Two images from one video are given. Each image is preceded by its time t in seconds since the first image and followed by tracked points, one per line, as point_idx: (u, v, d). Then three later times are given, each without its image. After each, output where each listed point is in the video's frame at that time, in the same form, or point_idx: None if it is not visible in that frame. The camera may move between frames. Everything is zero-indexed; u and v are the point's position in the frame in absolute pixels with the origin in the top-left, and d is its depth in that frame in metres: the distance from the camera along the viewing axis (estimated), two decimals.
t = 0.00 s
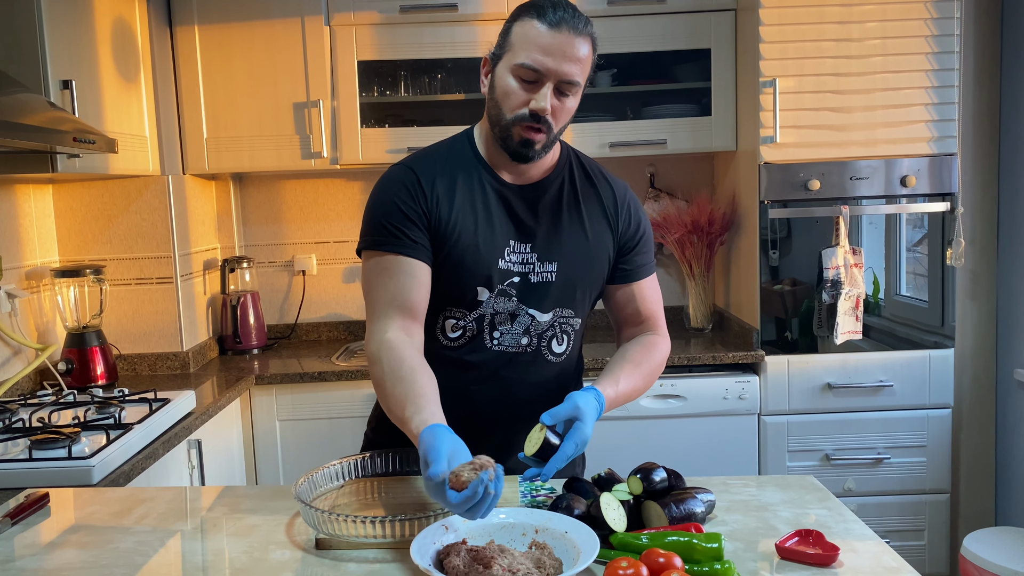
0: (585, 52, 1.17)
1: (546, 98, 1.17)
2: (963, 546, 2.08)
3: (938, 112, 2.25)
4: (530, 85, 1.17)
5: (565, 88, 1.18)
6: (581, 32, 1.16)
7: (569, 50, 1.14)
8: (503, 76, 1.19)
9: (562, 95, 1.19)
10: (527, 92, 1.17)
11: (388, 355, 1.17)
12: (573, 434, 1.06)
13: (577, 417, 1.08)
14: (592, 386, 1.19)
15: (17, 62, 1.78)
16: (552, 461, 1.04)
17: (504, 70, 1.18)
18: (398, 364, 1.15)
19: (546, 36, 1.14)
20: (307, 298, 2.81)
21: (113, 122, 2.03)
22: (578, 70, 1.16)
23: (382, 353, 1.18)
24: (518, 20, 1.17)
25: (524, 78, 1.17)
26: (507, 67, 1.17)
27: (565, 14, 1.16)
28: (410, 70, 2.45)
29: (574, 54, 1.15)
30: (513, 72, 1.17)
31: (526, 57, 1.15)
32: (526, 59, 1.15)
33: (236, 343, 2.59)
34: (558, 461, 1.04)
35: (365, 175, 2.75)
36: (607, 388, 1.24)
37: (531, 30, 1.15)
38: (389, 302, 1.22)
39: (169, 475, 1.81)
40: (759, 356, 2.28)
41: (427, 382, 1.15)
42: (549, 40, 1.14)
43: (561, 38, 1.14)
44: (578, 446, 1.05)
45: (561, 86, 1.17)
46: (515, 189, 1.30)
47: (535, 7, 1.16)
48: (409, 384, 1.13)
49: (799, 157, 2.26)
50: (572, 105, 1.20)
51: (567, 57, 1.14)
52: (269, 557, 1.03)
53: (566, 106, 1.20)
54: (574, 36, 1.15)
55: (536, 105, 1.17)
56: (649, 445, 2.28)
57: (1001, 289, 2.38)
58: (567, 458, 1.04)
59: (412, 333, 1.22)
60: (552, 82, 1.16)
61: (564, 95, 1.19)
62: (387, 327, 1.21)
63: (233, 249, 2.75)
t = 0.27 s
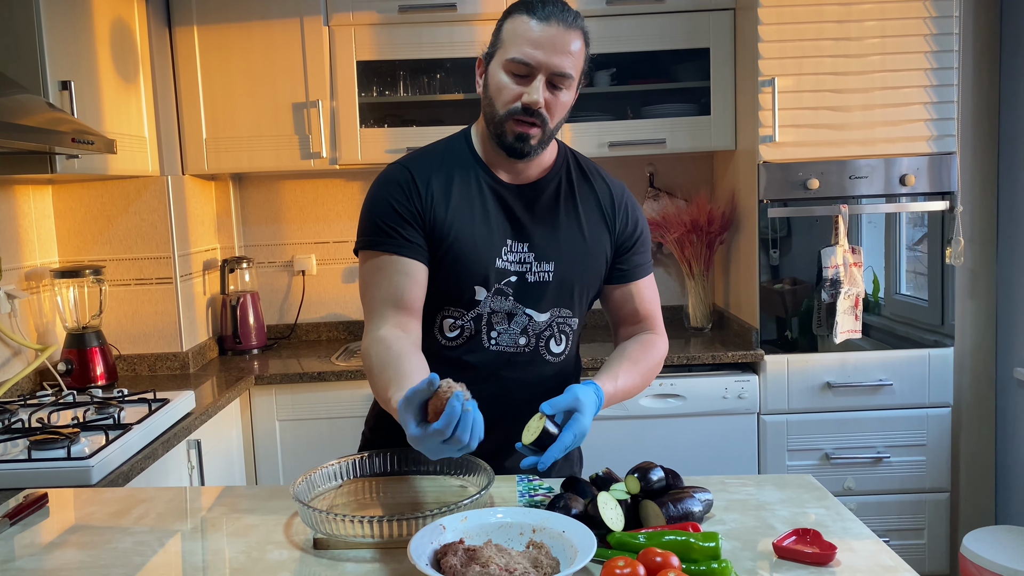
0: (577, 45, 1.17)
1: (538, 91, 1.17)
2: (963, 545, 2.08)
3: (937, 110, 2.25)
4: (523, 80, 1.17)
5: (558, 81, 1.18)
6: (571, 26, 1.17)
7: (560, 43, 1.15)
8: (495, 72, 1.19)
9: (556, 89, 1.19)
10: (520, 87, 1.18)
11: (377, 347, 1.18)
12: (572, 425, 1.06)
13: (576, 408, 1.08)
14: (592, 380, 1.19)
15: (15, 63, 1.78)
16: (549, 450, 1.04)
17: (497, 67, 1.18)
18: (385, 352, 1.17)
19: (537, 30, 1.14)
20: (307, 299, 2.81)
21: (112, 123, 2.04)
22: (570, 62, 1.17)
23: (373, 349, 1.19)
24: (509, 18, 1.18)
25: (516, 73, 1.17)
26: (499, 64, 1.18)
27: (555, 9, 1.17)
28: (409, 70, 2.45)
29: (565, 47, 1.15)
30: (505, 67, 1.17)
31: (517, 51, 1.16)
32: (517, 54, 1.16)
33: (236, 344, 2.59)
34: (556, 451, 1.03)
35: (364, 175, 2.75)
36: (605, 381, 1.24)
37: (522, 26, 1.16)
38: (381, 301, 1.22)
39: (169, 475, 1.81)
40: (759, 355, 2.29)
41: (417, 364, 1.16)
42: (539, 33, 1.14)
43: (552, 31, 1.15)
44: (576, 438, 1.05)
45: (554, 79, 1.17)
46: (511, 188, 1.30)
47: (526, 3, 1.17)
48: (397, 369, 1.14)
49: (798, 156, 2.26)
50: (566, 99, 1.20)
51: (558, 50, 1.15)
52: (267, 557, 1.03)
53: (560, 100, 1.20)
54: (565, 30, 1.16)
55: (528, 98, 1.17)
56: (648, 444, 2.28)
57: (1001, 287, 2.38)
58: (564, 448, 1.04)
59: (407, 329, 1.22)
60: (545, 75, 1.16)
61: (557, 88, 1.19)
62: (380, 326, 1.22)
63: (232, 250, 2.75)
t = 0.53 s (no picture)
0: (565, 45, 1.17)
1: (527, 92, 1.17)
2: (962, 545, 2.08)
3: (936, 110, 2.25)
4: (512, 82, 1.18)
5: (547, 81, 1.18)
6: (558, 26, 1.17)
7: (547, 44, 1.15)
8: (484, 75, 1.19)
9: (545, 89, 1.19)
10: (509, 89, 1.18)
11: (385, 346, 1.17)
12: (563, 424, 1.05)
13: (569, 408, 1.08)
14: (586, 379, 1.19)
15: (14, 64, 1.79)
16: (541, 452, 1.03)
17: (485, 69, 1.19)
18: (393, 352, 1.16)
19: (523, 32, 1.15)
20: (307, 299, 2.82)
21: (112, 124, 2.04)
22: (559, 63, 1.17)
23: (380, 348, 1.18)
24: (496, 20, 1.18)
25: (504, 75, 1.17)
26: (487, 66, 1.18)
27: (542, 9, 1.17)
28: (408, 71, 2.45)
29: (553, 47, 1.15)
30: (494, 70, 1.18)
31: (505, 54, 1.16)
32: (505, 56, 1.16)
33: (235, 344, 2.59)
34: (548, 450, 1.03)
35: (364, 176, 2.75)
36: (600, 380, 1.24)
37: (508, 28, 1.16)
38: (384, 299, 1.22)
39: (168, 476, 1.81)
40: (758, 355, 2.29)
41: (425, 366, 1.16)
42: (526, 35, 1.14)
43: (539, 32, 1.15)
44: (570, 437, 1.05)
45: (543, 79, 1.17)
46: (506, 188, 1.31)
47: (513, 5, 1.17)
48: (405, 370, 1.13)
49: (797, 156, 2.26)
50: (557, 99, 1.21)
51: (545, 51, 1.15)
52: (265, 558, 1.03)
53: (551, 100, 1.20)
54: (552, 30, 1.16)
55: (518, 100, 1.17)
56: (648, 444, 2.28)
57: (1000, 287, 2.38)
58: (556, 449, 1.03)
59: (412, 326, 1.22)
60: (533, 77, 1.17)
61: (547, 89, 1.19)
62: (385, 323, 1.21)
63: (232, 250, 2.75)
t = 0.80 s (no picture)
0: (565, 50, 1.17)
1: (528, 97, 1.17)
2: (963, 546, 2.08)
3: (936, 111, 2.25)
4: (512, 87, 1.18)
5: (548, 86, 1.18)
6: (559, 30, 1.16)
7: (547, 49, 1.15)
8: (485, 80, 1.20)
9: (546, 93, 1.19)
10: (510, 94, 1.18)
11: (381, 340, 1.18)
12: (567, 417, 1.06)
13: (572, 401, 1.09)
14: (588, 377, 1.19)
15: (15, 66, 1.79)
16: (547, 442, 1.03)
17: (486, 74, 1.19)
18: (388, 344, 1.16)
19: (524, 37, 1.14)
20: (307, 300, 2.82)
21: (112, 126, 2.04)
22: (559, 68, 1.17)
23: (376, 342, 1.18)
24: (497, 23, 1.18)
25: (505, 80, 1.17)
26: (488, 71, 1.18)
27: (542, 14, 1.16)
28: (408, 72, 2.45)
29: (554, 53, 1.15)
30: (494, 75, 1.18)
31: (505, 59, 1.16)
32: (505, 62, 1.16)
33: (236, 346, 2.59)
34: (555, 440, 1.03)
35: (364, 177, 2.75)
36: (600, 379, 1.24)
37: (509, 32, 1.15)
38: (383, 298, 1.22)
39: (169, 477, 1.81)
40: (758, 356, 2.29)
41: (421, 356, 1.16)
42: (526, 40, 1.14)
43: (539, 38, 1.14)
44: (575, 429, 1.06)
45: (544, 85, 1.17)
46: (505, 190, 1.31)
47: (514, 9, 1.16)
48: (402, 361, 1.14)
49: (797, 157, 2.26)
50: (557, 103, 1.21)
51: (546, 56, 1.15)
52: (265, 560, 1.03)
53: (551, 104, 1.20)
54: (553, 35, 1.15)
55: (519, 105, 1.17)
56: (648, 445, 2.28)
57: (1000, 288, 2.38)
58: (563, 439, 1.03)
59: (409, 324, 1.22)
60: (534, 82, 1.17)
61: (547, 93, 1.19)
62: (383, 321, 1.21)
63: (232, 252, 2.76)
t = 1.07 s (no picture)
0: (568, 53, 1.18)
1: (531, 101, 1.18)
2: (965, 547, 2.07)
3: (937, 112, 2.25)
4: (515, 90, 1.18)
5: (551, 89, 1.18)
6: (563, 34, 1.16)
7: (551, 53, 1.15)
8: (488, 83, 1.20)
9: (548, 96, 1.20)
10: (513, 97, 1.18)
11: (384, 346, 1.18)
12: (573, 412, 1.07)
13: (578, 398, 1.10)
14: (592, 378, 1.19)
15: (17, 68, 1.79)
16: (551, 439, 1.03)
17: (489, 77, 1.19)
18: (390, 351, 1.16)
19: (528, 41, 1.15)
20: (308, 302, 2.82)
21: (114, 128, 2.05)
22: (562, 71, 1.17)
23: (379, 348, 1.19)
24: (500, 27, 1.18)
25: (508, 83, 1.17)
26: (491, 74, 1.18)
27: (546, 17, 1.16)
28: (409, 74, 2.46)
29: (557, 57, 1.16)
30: (497, 78, 1.18)
31: (509, 63, 1.16)
32: (509, 65, 1.16)
33: (237, 347, 2.59)
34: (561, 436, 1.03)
35: (365, 179, 2.75)
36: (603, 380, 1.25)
37: (513, 36, 1.16)
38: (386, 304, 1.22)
39: (171, 478, 1.82)
40: (760, 357, 2.29)
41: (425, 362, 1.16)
42: (530, 44, 1.14)
43: (542, 41, 1.15)
44: (581, 425, 1.06)
45: (547, 89, 1.18)
46: (507, 193, 1.31)
47: (517, 12, 1.17)
48: (403, 369, 1.14)
49: (798, 159, 2.26)
50: (559, 106, 1.21)
51: (549, 59, 1.15)
52: (266, 561, 1.03)
53: (554, 107, 1.21)
54: (557, 39, 1.16)
55: (522, 109, 1.18)
56: (649, 447, 2.28)
57: (1002, 290, 2.38)
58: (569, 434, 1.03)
59: (412, 330, 1.22)
60: (537, 85, 1.17)
61: (550, 96, 1.19)
62: (386, 327, 1.21)
63: (234, 253, 2.76)
